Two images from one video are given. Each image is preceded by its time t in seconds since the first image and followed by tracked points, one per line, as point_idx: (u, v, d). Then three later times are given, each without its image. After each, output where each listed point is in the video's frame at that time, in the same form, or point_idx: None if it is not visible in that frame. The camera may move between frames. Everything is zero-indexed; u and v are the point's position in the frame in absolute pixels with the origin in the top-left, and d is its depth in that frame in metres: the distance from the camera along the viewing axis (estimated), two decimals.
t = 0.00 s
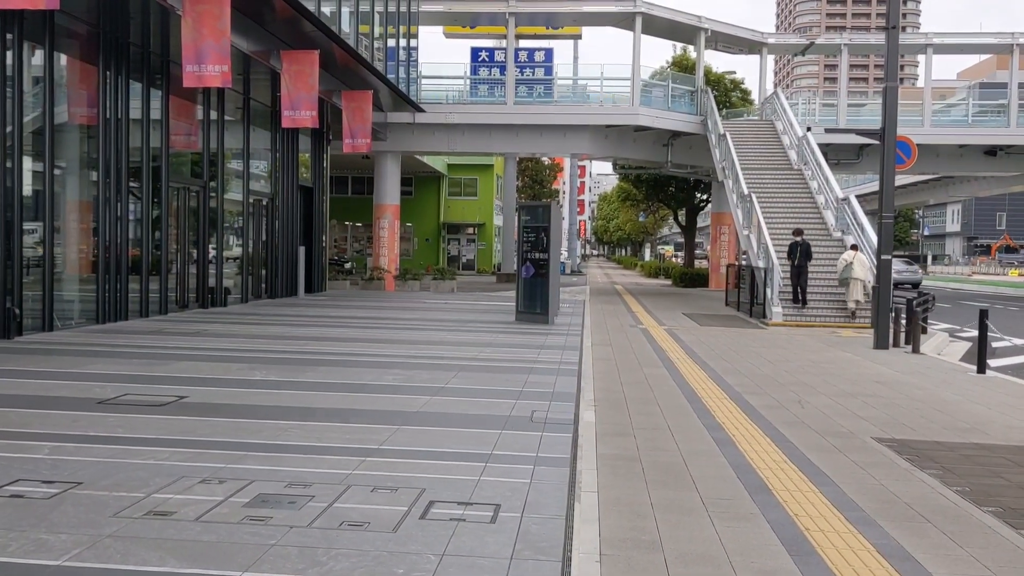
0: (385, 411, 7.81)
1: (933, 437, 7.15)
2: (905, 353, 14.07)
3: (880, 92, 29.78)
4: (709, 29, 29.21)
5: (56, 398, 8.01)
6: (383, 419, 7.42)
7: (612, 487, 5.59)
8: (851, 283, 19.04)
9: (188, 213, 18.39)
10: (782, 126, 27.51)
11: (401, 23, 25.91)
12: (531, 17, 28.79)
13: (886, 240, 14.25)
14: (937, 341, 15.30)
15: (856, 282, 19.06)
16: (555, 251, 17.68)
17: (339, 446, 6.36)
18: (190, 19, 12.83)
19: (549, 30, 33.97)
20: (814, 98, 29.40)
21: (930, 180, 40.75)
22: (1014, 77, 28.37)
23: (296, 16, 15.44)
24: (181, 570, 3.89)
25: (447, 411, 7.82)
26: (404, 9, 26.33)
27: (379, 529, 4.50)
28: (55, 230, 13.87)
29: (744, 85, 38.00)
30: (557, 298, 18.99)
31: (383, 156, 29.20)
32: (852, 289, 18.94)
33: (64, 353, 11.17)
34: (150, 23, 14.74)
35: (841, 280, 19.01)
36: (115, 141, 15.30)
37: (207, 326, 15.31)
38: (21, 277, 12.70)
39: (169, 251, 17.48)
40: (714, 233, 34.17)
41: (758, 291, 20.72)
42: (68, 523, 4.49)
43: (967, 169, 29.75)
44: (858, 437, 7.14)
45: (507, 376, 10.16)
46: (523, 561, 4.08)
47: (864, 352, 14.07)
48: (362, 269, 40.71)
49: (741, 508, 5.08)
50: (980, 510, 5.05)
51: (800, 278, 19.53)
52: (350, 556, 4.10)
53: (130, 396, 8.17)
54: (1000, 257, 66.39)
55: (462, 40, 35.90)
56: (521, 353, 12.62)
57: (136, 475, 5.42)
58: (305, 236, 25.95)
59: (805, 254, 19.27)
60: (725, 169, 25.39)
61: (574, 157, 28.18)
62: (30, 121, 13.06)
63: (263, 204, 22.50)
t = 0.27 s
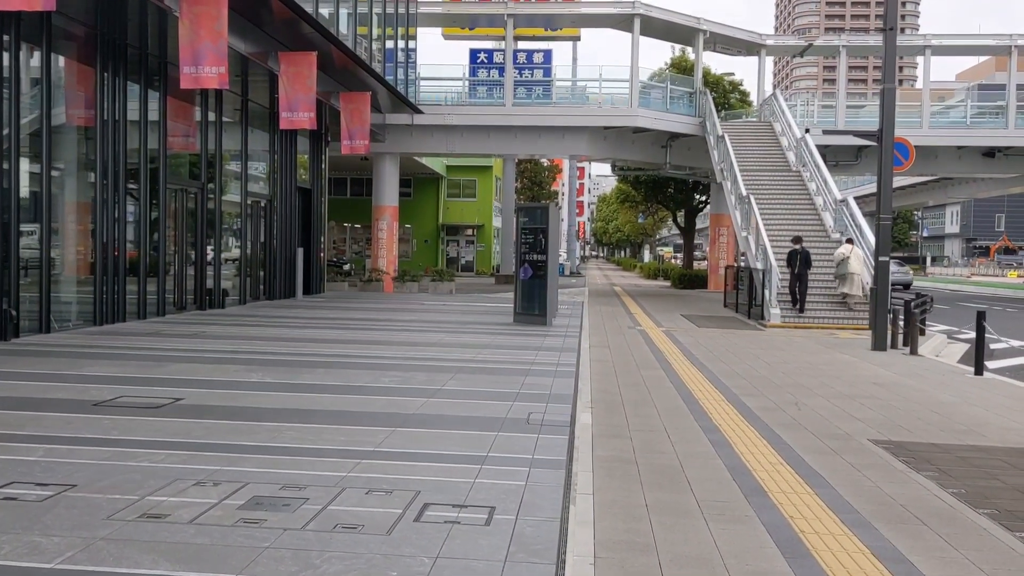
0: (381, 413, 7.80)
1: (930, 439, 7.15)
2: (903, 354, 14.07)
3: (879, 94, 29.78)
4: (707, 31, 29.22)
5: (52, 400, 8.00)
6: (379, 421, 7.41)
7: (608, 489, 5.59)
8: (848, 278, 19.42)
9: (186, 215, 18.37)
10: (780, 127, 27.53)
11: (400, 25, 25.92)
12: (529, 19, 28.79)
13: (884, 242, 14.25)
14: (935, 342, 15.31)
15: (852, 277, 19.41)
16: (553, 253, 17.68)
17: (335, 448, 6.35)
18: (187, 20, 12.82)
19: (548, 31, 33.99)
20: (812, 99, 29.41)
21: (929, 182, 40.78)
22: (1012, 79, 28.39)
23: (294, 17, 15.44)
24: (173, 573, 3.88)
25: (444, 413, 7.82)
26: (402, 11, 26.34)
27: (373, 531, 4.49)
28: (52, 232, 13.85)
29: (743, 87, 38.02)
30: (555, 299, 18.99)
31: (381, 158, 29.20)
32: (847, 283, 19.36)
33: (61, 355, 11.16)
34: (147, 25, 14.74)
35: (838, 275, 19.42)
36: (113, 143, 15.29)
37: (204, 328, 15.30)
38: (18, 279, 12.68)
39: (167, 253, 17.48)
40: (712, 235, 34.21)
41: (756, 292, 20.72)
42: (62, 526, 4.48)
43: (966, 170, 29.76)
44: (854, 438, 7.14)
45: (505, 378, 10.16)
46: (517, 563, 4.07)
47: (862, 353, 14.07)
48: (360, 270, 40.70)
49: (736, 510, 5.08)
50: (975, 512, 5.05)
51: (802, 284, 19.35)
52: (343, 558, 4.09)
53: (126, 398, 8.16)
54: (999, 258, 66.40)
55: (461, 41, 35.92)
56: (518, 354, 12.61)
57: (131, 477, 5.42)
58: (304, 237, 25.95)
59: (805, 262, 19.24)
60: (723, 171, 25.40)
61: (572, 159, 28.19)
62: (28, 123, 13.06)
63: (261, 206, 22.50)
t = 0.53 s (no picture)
0: (379, 416, 7.79)
1: (928, 442, 7.14)
2: (902, 357, 14.06)
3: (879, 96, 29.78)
4: (707, 34, 29.23)
5: (49, 403, 7.99)
6: (377, 424, 7.40)
7: (606, 493, 5.58)
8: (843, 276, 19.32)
9: (186, 218, 18.37)
10: (780, 130, 27.53)
11: (399, 28, 25.94)
12: (529, 22, 28.80)
13: (883, 245, 14.24)
14: (935, 345, 15.30)
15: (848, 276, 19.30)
16: (553, 256, 17.67)
17: (332, 452, 6.33)
18: (186, 23, 12.83)
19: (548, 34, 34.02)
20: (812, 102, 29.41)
21: (929, 184, 40.77)
22: (1012, 81, 28.39)
23: (293, 21, 15.44)
24: None
25: (442, 417, 7.80)
26: (402, 14, 26.36)
27: (369, 535, 4.48)
28: (51, 235, 13.86)
29: (743, 89, 38.02)
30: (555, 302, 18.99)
31: (381, 161, 29.21)
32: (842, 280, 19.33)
33: (59, 358, 11.15)
34: (147, 28, 14.75)
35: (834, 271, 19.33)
36: (112, 146, 15.28)
37: (203, 331, 15.30)
38: (17, 282, 12.69)
39: (166, 256, 17.47)
40: (712, 237, 34.21)
41: (756, 295, 20.70)
42: (57, 531, 4.47)
43: (965, 172, 29.76)
44: (853, 442, 7.14)
45: (503, 381, 10.15)
46: (512, 567, 4.06)
47: (862, 356, 14.06)
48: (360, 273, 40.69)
49: (734, 514, 5.08)
50: (973, 516, 5.04)
51: (800, 289, 19.27)
52: (338, 562, 4.08)
53: (123, 402, 8.15)
54: (999, 260, 66.38)
55: (461, 44, 35.94)
56: (517, 357, 12.60)
57: (127, 481, 5.41)
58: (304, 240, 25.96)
59: (804, 265, 19.05)
60: (722, 173, 25.39)
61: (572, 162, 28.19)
62: (27, 126, 13.06)
63: (261, 209, 22.51)
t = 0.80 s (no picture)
0: (379, 420, 7.78)
1: (929, 446, 7.12)
2: (904, 361, 14.02)
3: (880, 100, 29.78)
4: (708, 37, 29.23)
5: (49, 408, 7.98)
6: (377, 429, 7.39)
7: (605, 497, 5.57)
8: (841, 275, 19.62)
9: (187, 222, 18.38)
10: (781, 133, 27.53)
11: (401, 32, 25.97)
12: (530, 26, 28.82)
13: (885, 248, 14.22)
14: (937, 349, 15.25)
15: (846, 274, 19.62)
16: (554, 260, 17.65)
17: (332, 456, 6.32)
18: (187, 28, 12.85)
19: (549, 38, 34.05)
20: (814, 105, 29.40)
21: (931, 188, 40.75)
22: (1014, 85, 28.37)
23: (295, 25, 15.46)
24: None
25: (442, 421, 7.79)
26: (403, 18, 26.39)
27: (368, 540, 4.47)
28: (52, 239, 13.86)
29: (744, 93, 38.01)
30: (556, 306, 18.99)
31: (382, 165, 29.23)
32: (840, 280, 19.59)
33: (59, 362, 11.14)
34: (148, 33, 14.77)
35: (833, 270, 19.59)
36: (113, 150, 15.29)
37: (204, 335, 15.31)
38: (18, 287, 12.69)
39: (167, 260, 17.48)
40: (714, 241, 34.17)
41: (757, 299, 20.67)
42: (55, 535, 4.47)
43: (967, 176, 29.73)
44: (853, 445, 7.13)
45: (504, 385, 10.14)
46: (511, 572, 4.05)
47: (864, 360, 14.03)
48: (362, 277, 40.68)
49: (734, 518, 5.06)
50: (974, 521, 5.02)
51: (794, 303, 19.20)
52: (336, 567, 4.07)
53: (123, 406, 8.15)
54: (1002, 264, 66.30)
55: (462, 48, 35.97)
56: (517, 361, 12.58)
57: (125, 486, 5.41)
58: (305, 244, 25.97)
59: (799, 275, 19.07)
60: (724, 177, 25.36)
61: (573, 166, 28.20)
62: (28, 131, 13.08)
63: (263, 213, 22.52)
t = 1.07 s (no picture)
0: (381, 422, 7.78)
1: (932, 447, 7.11)
2: (908, 363, 13.99)
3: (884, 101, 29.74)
4: (712, 39, 29.22)
5: (53, 409, 8.00)
6: (379, 430, 7.39)
7: (607, 499, 5.56)
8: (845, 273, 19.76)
9: (191, 224, 18.41)
10: (785, 135, 27.49)
11: (404, 34, 25.99)
12: (534, 28, 28.82)
13: (889, 250, 14.19)
14: (941, 351, 15.22)
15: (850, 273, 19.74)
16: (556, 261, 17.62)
17: (335, 458, 6.32)
18: (191, 30, 12.88)
19: (552, 40, 34.07)
20: (817, 107, 29.36)
21: (935, 190, 40.67)
22: (1018, 86, 28.32)
23: (298, 27, 15.48)
24: None
25: (444, 422, 7.79)
26: (407, 20, 26.43)
27: (370, 541, 4.47)
28: (56, 241, 13.88)
29: (747, 95, 37.98)
30: (559, 308, 18.99)
31: (386, 167, 29.25)
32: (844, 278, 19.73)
33: (63, 364, 11.16)
34: (152, 35, 14.81)
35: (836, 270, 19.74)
36: (117, 152, 15.32)
37: (207, 337, 15.32)
38: (22, 289, 12.72)
39: (171, 262, 17.50)
40: (717, 242, 34.17)
41: (761, 300, 20.63)
42: (58, 536, 4.48)
43: (971, 177, 29.67)
44: (856, 447, 7.12)
45: (506, 386, 10.14)
46: (513, 574, 4.04)
47: (867, 361, 14.01)
48: (365, 279, 40.71)
49: (736, 520, 5.06)
50: (977, 522, 5.00)
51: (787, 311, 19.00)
52: (338, 568, 4.08)
53: (127, 408, 8.16)
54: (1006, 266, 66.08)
55: (466, 50, 36.00)
56: (520, 363, 12.57)
57: (128, 487, 5.42)
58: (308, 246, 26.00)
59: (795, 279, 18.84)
60: (727, 179, 25.32)
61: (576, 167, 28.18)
62: (32, 133, 13.12)
63: (266, 215, 22.55)
